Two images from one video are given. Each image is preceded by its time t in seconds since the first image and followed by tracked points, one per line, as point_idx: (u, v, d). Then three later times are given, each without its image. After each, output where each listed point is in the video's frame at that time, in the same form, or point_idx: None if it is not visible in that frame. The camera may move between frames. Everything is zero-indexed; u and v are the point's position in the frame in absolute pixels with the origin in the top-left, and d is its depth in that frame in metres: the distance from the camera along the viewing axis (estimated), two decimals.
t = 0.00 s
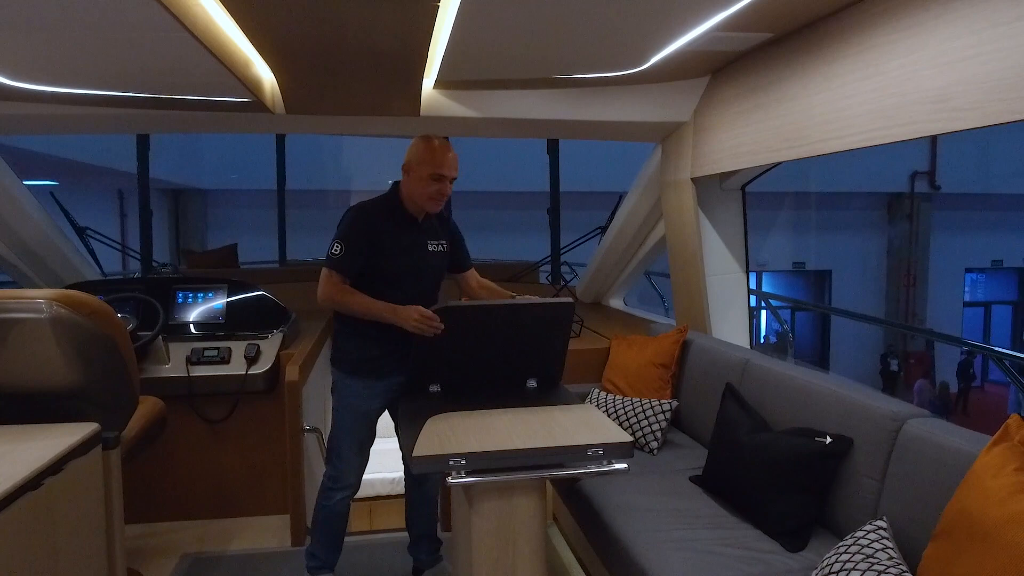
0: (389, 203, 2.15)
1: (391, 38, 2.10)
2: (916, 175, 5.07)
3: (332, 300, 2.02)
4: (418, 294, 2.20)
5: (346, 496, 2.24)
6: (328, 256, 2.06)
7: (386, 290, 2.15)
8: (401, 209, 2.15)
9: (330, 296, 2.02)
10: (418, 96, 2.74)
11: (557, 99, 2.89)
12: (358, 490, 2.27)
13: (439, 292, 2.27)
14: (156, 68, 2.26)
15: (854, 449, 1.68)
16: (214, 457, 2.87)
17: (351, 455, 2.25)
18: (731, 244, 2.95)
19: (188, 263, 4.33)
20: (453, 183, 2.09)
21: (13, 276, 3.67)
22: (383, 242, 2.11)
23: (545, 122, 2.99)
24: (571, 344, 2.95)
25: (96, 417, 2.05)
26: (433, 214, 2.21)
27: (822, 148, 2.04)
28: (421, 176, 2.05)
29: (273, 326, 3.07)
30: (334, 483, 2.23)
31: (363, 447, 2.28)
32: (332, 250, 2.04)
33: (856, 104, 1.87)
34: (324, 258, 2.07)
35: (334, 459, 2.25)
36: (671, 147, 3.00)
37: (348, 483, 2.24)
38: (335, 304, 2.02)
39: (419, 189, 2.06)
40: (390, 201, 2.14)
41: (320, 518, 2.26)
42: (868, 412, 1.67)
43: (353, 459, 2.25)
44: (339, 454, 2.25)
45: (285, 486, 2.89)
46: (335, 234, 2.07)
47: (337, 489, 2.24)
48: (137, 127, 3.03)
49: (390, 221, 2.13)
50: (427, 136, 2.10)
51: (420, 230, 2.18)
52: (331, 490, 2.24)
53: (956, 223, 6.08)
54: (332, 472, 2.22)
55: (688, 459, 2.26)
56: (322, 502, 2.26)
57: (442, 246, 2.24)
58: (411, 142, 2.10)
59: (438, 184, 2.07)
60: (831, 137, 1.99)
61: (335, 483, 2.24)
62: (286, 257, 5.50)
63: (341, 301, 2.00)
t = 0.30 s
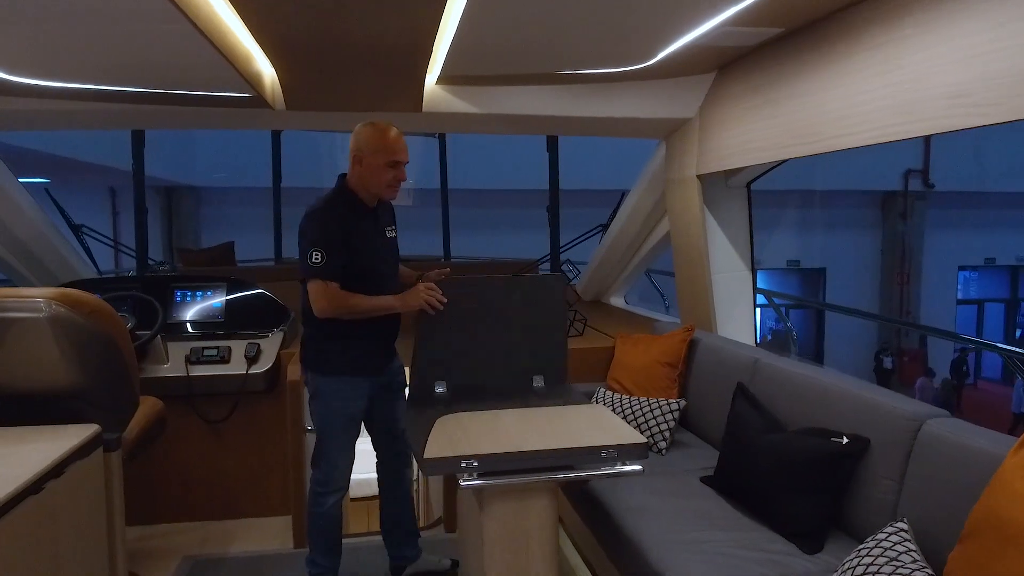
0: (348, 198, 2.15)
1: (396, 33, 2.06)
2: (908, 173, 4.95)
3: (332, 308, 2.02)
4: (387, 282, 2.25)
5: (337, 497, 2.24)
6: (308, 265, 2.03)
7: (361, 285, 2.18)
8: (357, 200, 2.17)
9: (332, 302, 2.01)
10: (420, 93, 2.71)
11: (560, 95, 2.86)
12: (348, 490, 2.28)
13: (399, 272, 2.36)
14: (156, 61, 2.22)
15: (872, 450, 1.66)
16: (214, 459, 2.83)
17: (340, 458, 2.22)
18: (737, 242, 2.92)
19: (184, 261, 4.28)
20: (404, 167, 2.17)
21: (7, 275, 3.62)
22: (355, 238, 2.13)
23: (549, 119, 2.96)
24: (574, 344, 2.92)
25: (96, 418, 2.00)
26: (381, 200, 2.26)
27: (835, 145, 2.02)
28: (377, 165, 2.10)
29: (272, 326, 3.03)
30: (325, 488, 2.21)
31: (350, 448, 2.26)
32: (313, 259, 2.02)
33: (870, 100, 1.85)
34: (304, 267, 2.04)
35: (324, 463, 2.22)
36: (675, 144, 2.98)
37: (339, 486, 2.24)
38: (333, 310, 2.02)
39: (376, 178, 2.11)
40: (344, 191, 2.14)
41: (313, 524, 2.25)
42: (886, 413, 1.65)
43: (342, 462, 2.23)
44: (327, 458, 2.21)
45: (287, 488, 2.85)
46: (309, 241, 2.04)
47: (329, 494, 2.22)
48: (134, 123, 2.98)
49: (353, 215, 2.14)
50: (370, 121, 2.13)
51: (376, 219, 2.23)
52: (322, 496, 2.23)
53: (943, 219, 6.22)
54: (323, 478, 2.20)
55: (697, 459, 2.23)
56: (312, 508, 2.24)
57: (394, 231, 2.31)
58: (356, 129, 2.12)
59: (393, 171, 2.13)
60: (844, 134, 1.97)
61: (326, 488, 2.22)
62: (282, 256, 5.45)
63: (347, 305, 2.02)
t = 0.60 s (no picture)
0: (344, 196, 2.13)
1: (408, 32, 2.04)
2: (906, 171, 5.02)
3: (339, 309, 2.01)
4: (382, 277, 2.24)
5: (342, 500, 2.28)
6: (314, 266, 2.00)
7: (360, 283, 2.17)
8: (353, 199, 2.15)
9: (340, 304, 2.00)
10: (427, 92, 2.69)
11: (567, 95, 2.84)
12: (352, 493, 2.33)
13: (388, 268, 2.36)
14: (162, 60, 2.19)
15: (891, 454, 1.65)
16: (220, 462, 2.81)
17: (347, 461, 2.26)
18: (744, 243, 2.91)
19: (184, 261, 4.25)
20: (400, 165, 2.15)
21: (6, 275, 3.58)
22: (355, 235, 2.12)
23: (556, 118, 2.94)
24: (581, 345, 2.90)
25: (103, 422, 1.98)
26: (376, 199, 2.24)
27: (850, 146, 2.01)
28: (375, 164, 2.08)
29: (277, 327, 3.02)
30: (331, 491, 2.27)
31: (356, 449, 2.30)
32: (319, 259, 1.99)
33: (888, 100, 1.83)
34: (307, 268, 2.01)
35: (329, 466, 2.26)
36: (683, 144, 2.97)
37: (345, 488, 2.28)
38: (340, 312, 2.01)
39: (374, 178, 2.10)
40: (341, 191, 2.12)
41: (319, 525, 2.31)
42: (905, 417, 1.64)
43: (347, 465, 2.28)
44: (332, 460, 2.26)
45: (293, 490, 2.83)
46: (312, 242, 2.01)
47: (334, 497, 2.28)
48: (137, 122, 2.95)
49: (351, 213, 2.13)
50: (364, 119, 2.10)
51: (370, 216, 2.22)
52: (327, 498, 2.29)
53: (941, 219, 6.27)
54: (328, 481, 2.25)
55: (710, 462, 2.22)
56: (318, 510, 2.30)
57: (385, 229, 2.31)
58: (351, 128, 2.09)
59: (390, 169, 2.12)
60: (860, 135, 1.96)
61: (331, 491, 2.28)
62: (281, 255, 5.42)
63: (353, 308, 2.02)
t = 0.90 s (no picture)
0: (350, 194, 2.14)
1: (415, 32, 2.03)
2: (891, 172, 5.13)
3: (306, 296, 1.96)
4: (382, 280, 2.23)
5: (342, 499, 2.27)
6: (302, 253, 2.00)
7: (359, 281, 2.15)
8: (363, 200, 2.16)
9: (309, 294, 1.97)
10: (430, 92, 2.68)
11: (569, 95, 2.84)
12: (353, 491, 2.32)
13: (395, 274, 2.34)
14: (166, 58, 2.16)
15: (902, 454, 1.66)
16: (218, 464, 2.78)
17: (347, 460, 2.26)
18: (745, 243, 2.92)
19: (177, 262, 4.21)
20: (411, 169, 2.17)
21: None
22: (357, 233, 2.11)
23: (558, 119, 2.93)
24: (583, 345, 2.90)
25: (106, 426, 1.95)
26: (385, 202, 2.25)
27: (858, 147, 2.02)
28: (386, 166, 2.10)
29: (275, 327, 2.99)
30: (330, 490, 2.26)
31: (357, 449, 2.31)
32: (307, 247, 2.00)
33: (897, 102, 1.85)
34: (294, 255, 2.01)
35: (330, 466, 2.26)
36: (683, 144, 2.98)
37: (342, 486, 2.27)
38: (305, 301, 1.97)
39: (385, 179, 2.11)
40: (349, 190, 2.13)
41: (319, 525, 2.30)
42: (916, 416, 1.65)
43: (348, 463, 2.27)
44: (333, 459, 2.26)
45: (293, 493, 2.80)
46: (305, 230, 2.02)
47: (335, 496, 2.27)
48: (135, 122, 2.92)
49: (358, 211, 2.14)
50: (378, 122, 2.12)
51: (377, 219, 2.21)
52: (327, 497, 2.27)
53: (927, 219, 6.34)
54: (328, 480, 2.24)
55: (716, 462, 2.22)
56: (318, 511, 2.29)
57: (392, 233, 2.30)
58: (365, 129, 2.11)
59: (400, 172, 2.14)
60: (867, 136, 1.97)
61: (331, 490, 2.26)
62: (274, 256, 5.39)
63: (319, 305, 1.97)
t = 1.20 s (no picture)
0: (329, 195, 2.23)
1: (400, 35, 2.03)
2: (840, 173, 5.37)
3: (267, 290, 2.05)
4: (356, 282, 2.29)
5: (318, 499, 2.28)
6: (271, 244, 2.09)
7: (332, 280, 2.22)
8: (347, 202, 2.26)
9: (265, 291, 2.04)
10: (405, 94, 2.67)
11: (542, 98, 2.86)
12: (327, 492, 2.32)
13: (373, 282, 2.40)
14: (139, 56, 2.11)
15: (876, 449, 1.72)
16: (188, 472, 2.73)
17: (321, 460, 2.27)
18: (714, 244, 2.99)
19: (136, 264, 4.10)
20: (395, 175, 2.27)
21: None
22: (331, 232, 2.19)
23: (532, 121, 2.95)
24: (557, 346, 2.93)
25: (79, 433, 1.90)
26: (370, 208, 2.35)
27: (830, 152, 2.09)
28: (370, 170, 2.21)
29: (244, 331, 2.95)
30: (305, 491, 2.27)
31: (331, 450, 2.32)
32: (276, 238, 2.09)
33: (869, 109, 1.92)
34: (265, 247, 2.10)
35: (303, 467, 2.27)
36: (654, 148, 3.03)
37: (318, 487, 2.27)
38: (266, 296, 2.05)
39: (369, 183, 2.22)
40: (332, 192, 2.23)
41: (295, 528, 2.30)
42: (889, 412, 1.72)
43: (322, 463, 2.28)
44: (306, 459, 2.27)
45: (266, 501, 2.77)
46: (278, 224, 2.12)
47: (309, 498, 2.27)
48: (100, 121, 2.84)
49: (336, 211, 2.22)
50: (366, 130, 2.24)
51: (356, 223, 2.30)
52: (303, 499, 2.28)
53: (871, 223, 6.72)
54: (303, 481, 2.25)
55: (692, 460, 2.27)
56: (295, 514, 2.29)
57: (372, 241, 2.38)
58: (353, 136, 2.23)
59: (384, 178, 2.25)
60: (839, 141, 2.05)
61: (306, 491, 2.27)
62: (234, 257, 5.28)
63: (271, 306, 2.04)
